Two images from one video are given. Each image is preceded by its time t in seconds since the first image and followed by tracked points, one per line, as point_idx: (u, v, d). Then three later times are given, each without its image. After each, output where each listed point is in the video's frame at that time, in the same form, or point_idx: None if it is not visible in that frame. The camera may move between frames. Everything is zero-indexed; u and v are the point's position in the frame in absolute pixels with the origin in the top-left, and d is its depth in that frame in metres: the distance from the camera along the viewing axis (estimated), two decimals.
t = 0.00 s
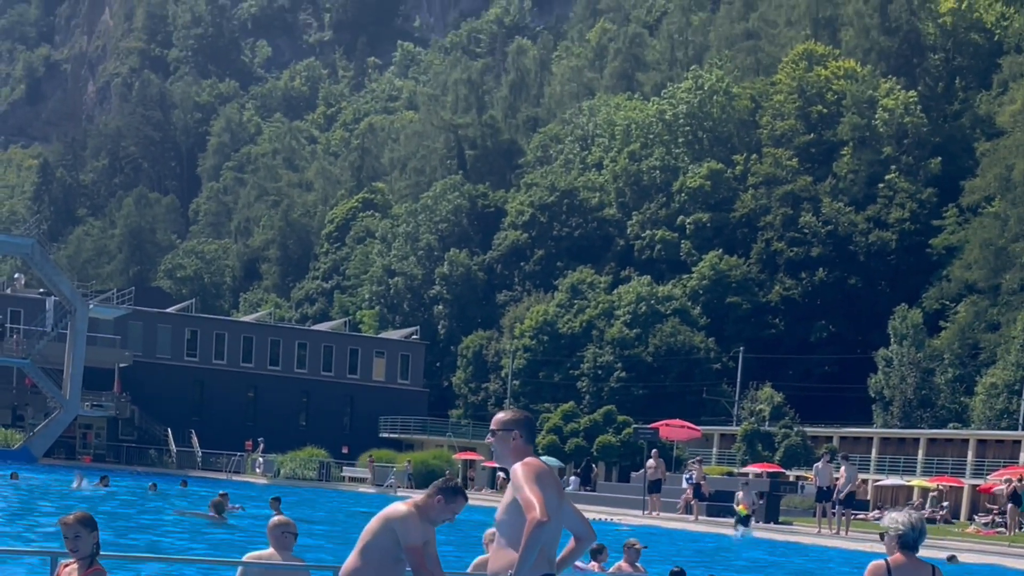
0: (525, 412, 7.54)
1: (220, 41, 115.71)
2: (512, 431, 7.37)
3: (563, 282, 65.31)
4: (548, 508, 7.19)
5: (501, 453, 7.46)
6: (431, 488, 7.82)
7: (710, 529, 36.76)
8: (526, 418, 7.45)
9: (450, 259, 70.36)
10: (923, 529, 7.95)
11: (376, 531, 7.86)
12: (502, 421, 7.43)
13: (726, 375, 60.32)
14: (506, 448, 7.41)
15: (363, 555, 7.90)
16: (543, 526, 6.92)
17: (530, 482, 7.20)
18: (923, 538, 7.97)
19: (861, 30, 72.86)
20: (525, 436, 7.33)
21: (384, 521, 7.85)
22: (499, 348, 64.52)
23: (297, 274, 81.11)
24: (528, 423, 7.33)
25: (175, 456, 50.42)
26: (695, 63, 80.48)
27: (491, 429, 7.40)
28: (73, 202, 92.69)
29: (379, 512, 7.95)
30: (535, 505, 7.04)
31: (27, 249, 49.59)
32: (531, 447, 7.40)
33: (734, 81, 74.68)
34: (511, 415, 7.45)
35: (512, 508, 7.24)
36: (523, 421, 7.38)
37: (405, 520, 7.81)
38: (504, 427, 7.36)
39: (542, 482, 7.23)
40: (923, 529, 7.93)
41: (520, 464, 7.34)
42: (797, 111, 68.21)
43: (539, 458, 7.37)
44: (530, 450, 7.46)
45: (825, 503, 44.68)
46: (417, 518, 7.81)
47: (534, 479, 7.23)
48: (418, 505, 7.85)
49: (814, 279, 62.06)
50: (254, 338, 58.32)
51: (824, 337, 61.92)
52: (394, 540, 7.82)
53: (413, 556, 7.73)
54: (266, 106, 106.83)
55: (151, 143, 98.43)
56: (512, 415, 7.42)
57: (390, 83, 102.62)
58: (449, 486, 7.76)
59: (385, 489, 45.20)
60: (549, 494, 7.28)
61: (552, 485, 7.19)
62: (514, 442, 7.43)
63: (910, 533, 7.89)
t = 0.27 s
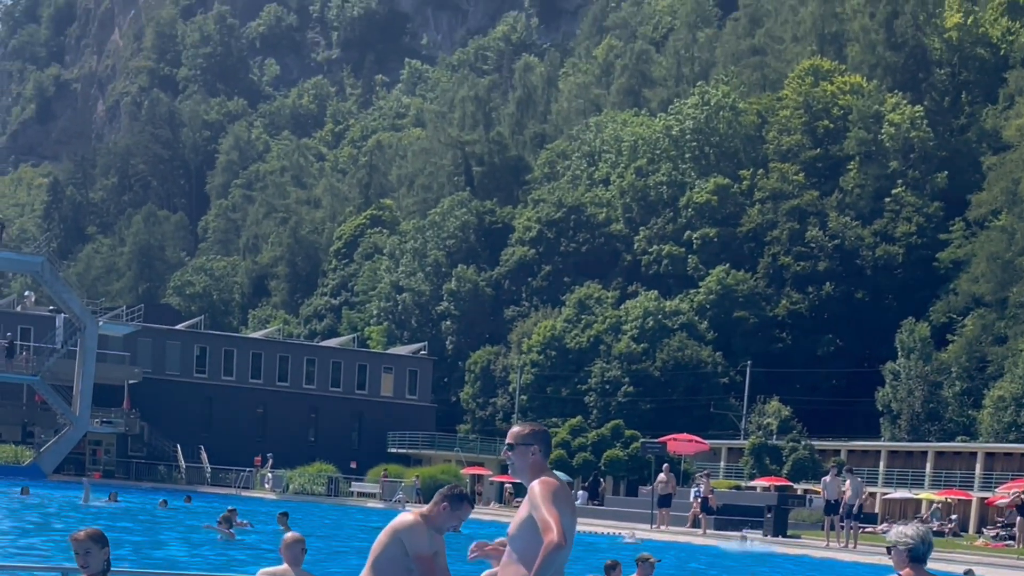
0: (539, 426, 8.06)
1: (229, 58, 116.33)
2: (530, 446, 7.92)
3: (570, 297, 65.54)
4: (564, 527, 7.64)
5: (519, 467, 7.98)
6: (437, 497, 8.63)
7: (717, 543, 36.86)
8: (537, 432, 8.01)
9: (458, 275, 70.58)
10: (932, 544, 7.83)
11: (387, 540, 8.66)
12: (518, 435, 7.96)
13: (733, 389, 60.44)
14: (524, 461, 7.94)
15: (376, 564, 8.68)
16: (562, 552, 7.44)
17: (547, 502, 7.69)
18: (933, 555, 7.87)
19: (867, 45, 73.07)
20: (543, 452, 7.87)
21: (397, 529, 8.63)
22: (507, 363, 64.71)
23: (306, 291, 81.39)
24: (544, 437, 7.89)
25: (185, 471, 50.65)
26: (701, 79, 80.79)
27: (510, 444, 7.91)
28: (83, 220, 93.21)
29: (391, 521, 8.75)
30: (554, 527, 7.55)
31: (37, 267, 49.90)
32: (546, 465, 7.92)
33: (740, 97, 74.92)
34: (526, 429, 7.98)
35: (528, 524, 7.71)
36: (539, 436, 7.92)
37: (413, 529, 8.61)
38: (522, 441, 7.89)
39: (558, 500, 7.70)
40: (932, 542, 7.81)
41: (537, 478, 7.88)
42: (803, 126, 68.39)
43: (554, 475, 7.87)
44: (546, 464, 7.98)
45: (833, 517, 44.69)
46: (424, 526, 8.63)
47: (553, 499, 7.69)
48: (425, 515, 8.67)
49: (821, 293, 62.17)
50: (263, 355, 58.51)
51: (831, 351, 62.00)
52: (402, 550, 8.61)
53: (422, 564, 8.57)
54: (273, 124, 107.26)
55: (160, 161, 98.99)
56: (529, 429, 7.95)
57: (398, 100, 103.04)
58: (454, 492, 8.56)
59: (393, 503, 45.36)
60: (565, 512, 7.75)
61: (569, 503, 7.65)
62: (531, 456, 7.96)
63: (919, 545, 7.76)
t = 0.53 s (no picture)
0: (553, 436, 8.04)
1: (240, 76, 117.17)
2: (545, 457, 7.89)
3: (581, 310, 65.62)
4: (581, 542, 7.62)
5: (537, 480, 7.93)
6: (447, 510, 8.91)
7: (728, 555, 36.76)
8: (553, 443, 7.94)
9: (468, 290, 70.70)
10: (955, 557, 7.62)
11: (396, 555, 8.95)
12: (532, 447, 7.95)
13: (744, 402, 60.38)
14: (541, 474, 7.90)
15: None
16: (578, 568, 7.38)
17: (565, 516, 7.64)
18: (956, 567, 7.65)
19: (876, 58, 73.12)
20: (558, 462, 7.85)
21: (407, 542, 8.91)
22: (518, 377, 64.75)
23: (317, 306, 81.65)
24: (560, 449, 7.85)
25: (197, 486, 50.75)
26: (710, 93, 80.97)
27: (524, 456, 7.91)
28: (95, 237, 93.92)
29: (400, 535, 9.05)
30: (570, 539, 7.50)
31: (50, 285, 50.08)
32: (562, 477, 7.88)
33: (749, 111, 74.99)
34: (540, 441, 7.96)
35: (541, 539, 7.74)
36: (554, 447, 7.88)
37: (422, 542, 8.89)
38: (536, 452, 7.88)
39: (575, 515, 7.66)
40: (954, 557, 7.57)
41: (553, 490, 7.84)
42: (813, 139, 68.40)
43: (569, 487, 7.83)
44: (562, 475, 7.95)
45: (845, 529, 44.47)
46: (431, 539, 8.94)
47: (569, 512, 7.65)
48: (435, 528, 8.95)
49: (831, 305, 62.12)
50: (274, 370, 58.70)
51: (842, 364, 61.90)
52: (411, 562, 8.89)
53: None
54: (284, 140, 107.71)
55: (171, 178, 99.63)
56: (543, 441, 7.92)
57: (408, 117, 103.48)
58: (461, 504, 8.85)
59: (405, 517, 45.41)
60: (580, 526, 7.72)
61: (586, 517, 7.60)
62: (548, 467, 7.93)
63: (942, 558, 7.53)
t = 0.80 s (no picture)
0: (560, 447, 8.23)
1: (252, 90, 117.88)
2: (552, 468, 8.07)
3: (593, 321, 65.75)
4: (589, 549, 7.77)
5: (544, 490, 8.11)
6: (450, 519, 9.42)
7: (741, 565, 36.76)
8: (562, 454, 8.14)
9: (480, 301, 70.87)
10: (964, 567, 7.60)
11: (404, 562, 9.47)
12: (539, 459, 8.13)
13: (756, 411, 60.35)
14: (548, 484, 8.08)
15: None
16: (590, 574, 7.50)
17: (576, 526, 7.80)
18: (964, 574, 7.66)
19: (887, 68, 73.10)
20: (564, 472, 8.02)
21: (417, 551, 9.39)
22: (530, 388, 64.85)
23: (329, 318, 81.94)
24: (567, 459, 8.04)
25: (211, 499, 50.97)
26: (721, 104, 81.12)
27: (531, 467, 8.10)
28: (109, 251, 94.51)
29: (408, 543, 9.58)
30: (584, 552, 7.64)
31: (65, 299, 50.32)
32: (571, 486, 8.08)
33: (761, 121, 75.04)
34: (547, 452, 8.14)
35: (549, 547, 7.97)
36: (560, 457, 8.06)
37: (426, 549, 9.43)
38: (542, 464, 8.06)
39: (585, 525, 7.81)
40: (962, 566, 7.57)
41: (562, 501, 8.02)
42: (824, 149, 68.42)
43: (577, 499, 8.02)
44: (570, 483, 8.13)
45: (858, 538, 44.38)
46: (438, 546, 9.44)
47: (579, 523, 7.81)
48: (440, 536, 9.47)
49: (843, 314, 62.07)
50: (287, 383, 58.94)
51: (854, 373, 61.86)
52: (415, 568, 9.42)
53: None
54: (296, 153, 108.16)
55: (184, 192, 100.22)
56: (550, 451, 8.12)
57: (420, 129, 103.91)
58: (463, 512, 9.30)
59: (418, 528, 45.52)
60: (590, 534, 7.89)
61: (595, 528, 7.76)
62: (554, 478, 8.11)
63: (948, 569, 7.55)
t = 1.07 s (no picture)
0: (567, 454, 7.98)
1: (265, 99, 118.43)
2: (557, 474, 7.83)
3: (605, 328, 65.82)
4: (594, 558, 7.47)
5: (549, 497, 7.87)
6: (451, 522, 9.12)
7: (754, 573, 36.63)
8: (568, 460, 7.88)
9: (492, 309, 70.95)
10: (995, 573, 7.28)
11: (405, 569, 9.17)
12: (545, 465, 7.89)
13: (768, 418, 60.25)
14: (553, 491, 7.84)
15: None
16: None
17: (579, 535, 7.50)
18: None
19: (899, 75, 72.96)
20: (570, 478, 7.78)
21: (417, 559, 9.12)
22: (542, 396, 64.84)
23: (341, 327, 82.15)
24: (572, 465, 7.80)
25: (224, 508, 51.06)
26: (733, 111, 81.10)
27: (536, 474, 7.86)
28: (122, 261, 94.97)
29: (409, 550, 9.28)
30: (586, 560, 7.30)
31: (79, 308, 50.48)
32: (577, 494, 7.81)
33: (772, 128, 74.99)
34: (553, 459, 7.89)
35: (553, 555, 7.67)
36: (565, 464, 7.82)
37: (428, 555, 9.13)
38: (547, 471, 7.82)
39: (590, 533, 7.52)
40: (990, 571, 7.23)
41: (567, 508, 7.76)
42: (836, 156, 68.33)
43: (583, 503, 7.75)
44: (576, 491, 7.87)
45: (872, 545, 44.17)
46: (438, 552, 9.16)
47: (583, 531, 7.52)
48: (442, 542, 9.18)
49: (855, 321, 61.95)
50: (300, 391, 59.09)
51: (867, 380, 61.73)
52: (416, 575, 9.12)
53: None
54: (309, 163, 108.51)
55: (197, 202, 100.70)
56: (555, 459, 7.86)
57: (432, 138, 104.18)
58: (462, 520, 9.03)
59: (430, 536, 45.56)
60: (596, 545, 7.60)
61: (599, 536, 7.47)
62: (559, 485, 7.87)
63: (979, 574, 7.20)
